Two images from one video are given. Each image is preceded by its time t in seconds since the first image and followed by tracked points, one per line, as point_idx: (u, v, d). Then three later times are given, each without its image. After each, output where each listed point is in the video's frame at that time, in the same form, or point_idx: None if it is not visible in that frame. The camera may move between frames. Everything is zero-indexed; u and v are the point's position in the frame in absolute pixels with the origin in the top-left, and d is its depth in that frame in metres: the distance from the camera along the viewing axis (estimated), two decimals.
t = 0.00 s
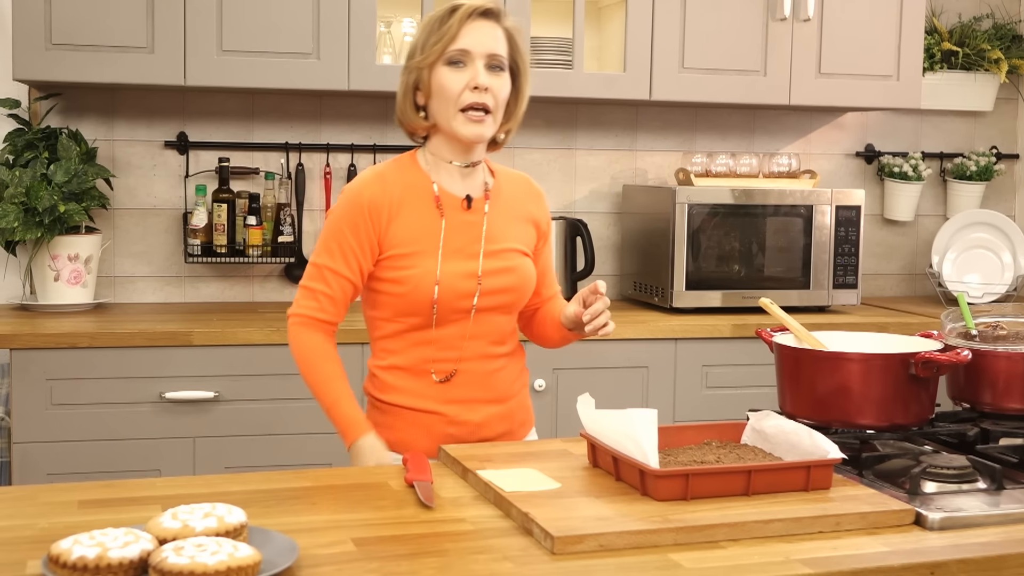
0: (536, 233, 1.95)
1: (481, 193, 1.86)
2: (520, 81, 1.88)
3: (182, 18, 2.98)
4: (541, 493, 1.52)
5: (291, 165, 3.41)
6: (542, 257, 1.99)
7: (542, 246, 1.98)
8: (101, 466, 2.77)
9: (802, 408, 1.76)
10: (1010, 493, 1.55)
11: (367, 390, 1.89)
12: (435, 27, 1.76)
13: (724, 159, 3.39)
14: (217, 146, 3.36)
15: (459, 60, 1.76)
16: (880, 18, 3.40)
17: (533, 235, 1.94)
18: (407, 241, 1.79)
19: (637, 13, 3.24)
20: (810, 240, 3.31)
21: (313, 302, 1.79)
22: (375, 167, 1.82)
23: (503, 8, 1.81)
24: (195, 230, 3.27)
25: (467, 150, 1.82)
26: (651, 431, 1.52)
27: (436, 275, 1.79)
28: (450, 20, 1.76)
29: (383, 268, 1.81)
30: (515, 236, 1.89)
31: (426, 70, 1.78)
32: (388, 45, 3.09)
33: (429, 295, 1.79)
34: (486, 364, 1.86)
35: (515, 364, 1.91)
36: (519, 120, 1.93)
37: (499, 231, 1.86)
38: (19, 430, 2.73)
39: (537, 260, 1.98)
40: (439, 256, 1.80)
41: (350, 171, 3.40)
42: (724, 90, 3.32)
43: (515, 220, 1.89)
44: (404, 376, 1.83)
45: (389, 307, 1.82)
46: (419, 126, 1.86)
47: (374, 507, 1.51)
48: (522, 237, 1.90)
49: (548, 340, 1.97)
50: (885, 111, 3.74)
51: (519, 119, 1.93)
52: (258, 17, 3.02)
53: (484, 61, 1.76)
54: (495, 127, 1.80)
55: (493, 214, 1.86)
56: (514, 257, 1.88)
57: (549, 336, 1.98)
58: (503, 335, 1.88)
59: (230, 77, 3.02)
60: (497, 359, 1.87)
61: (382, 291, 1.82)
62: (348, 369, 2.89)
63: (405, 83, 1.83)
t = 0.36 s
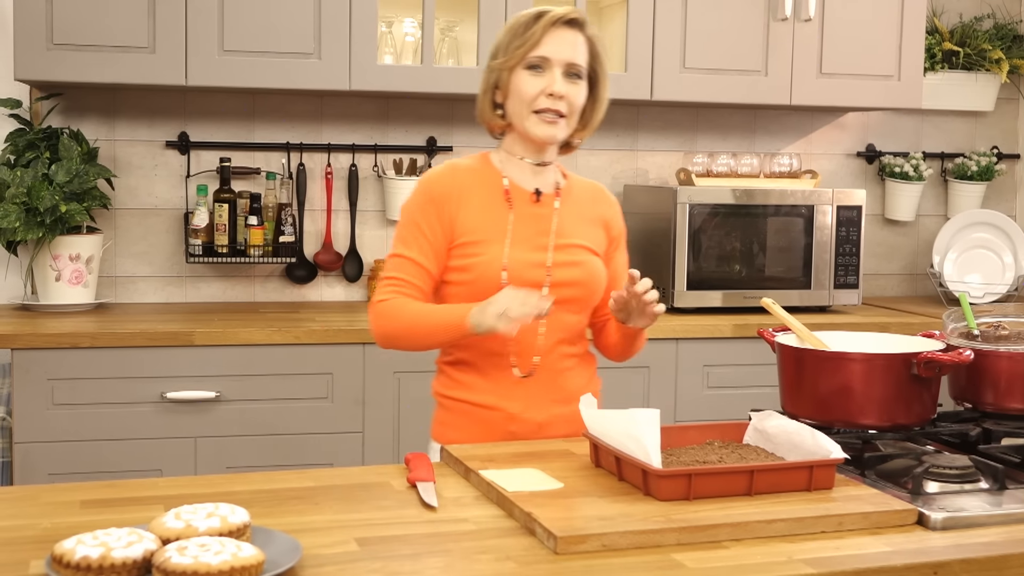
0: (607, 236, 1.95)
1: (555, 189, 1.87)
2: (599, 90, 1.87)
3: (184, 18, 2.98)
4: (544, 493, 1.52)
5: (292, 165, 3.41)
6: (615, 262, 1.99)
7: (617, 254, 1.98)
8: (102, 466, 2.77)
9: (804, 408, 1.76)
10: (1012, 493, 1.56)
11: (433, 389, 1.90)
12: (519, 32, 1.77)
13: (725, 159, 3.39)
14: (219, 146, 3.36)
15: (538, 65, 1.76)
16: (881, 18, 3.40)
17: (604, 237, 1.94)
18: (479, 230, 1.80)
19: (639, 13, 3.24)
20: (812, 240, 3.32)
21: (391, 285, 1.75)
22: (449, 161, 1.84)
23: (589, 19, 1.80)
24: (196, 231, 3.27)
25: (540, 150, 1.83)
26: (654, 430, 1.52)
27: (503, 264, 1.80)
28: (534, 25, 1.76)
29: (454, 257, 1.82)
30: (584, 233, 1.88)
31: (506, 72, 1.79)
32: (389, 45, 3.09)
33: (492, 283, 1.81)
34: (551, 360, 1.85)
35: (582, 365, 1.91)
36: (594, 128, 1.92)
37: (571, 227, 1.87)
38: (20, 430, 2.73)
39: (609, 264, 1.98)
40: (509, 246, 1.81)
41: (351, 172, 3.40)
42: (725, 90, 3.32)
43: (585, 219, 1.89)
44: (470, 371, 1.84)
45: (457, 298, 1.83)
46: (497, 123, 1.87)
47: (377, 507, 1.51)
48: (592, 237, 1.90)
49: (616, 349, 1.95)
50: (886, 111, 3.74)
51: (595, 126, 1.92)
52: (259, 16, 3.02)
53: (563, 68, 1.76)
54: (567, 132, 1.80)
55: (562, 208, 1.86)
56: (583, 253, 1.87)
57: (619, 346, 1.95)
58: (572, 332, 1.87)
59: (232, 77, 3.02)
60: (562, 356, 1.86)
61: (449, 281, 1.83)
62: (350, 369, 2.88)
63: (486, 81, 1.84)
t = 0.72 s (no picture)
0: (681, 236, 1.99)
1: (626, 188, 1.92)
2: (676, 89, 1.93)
3: (184, 18, 2.97)
4: (545, 493, 1.52)
5: (292, 165, 3.41)
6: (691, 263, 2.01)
7: (693, 249, 1.99)
8: (102, 466, 2.77)
9: (804, 408, 1.76)
10: (1012, 493, 1.56)
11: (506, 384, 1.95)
12: (597, 34, 1.81)
13: (725, 159, 3.39)
14: (218, 146, 3.35)
15: (616, 67, 1.81)
16: (881, 19, 3.40)
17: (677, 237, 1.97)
18: (553, 226, 1.86)
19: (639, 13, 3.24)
20: (811, 240, 3.32)
21: (470, 276, 1.82)
22: (526, 159, 1.91)
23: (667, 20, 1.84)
24: (196, 231, 3.26)
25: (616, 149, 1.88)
26: (655, 430, 1.52)
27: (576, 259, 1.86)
28: (613, 27, 1.80)
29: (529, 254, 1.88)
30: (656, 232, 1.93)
31: (583, 72, 1.84)
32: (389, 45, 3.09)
33: (564, 276, 1.86)
34: (623, 356, 1.88)
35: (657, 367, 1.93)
36: (674, 126, 1.99)
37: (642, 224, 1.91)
38: (20, 431, 2.72)
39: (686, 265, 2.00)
40: (582, 242, 1.87)
41: (351, 172, 3.40)
42: (725, 90, 3.33)
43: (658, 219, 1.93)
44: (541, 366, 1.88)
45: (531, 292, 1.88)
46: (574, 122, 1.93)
47: (378, 508, 1.51)
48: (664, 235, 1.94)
49: (683, 350, 1.91)
50: (885, 111, 3.75)
51: (673, 127, 1.98)
52: (259, 16, 3.02)
53: (639, 70, 1.80)
54: (642, 133, 1.84)
55: (634, 206, 1.92)
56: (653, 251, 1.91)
57: (685, 347, 1.89)
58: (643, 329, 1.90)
59: (231, 77, 3.02)
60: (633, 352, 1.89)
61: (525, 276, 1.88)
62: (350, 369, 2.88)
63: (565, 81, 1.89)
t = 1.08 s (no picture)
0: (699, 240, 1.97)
1: (647, 188, 1.92)
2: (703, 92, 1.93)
3: (178, 18, 2.97)
4: (539, 493, 1.52)
5: (286, 166, 3.41)
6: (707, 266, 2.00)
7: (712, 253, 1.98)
8: (96, 467, 2.76)
9: (799, 408, 1.77)
10: (1006, 493, 1.56)
11: (521, 384, 1.94)
12: (624, 35, 1.81)
13: (720, 159, 3.40)
14: (214, 147, 3.35)
15: (641, 69, 1.80)
16: (875, 20, 3.41)
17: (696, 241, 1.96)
18: (570, 226, 1.86)
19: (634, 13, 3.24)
20: (805, 240, 3.33)
21: (485, 275, 1.82)
22: (546, 158, 1.92)
23: (694, 24, 1.83)
24: (190, 231, 3.26)
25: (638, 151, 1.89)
26: (649, 430, 1.52)
27: (595, 258, 1.85)
28: (640, 29, 1.80)
29: (547, 251, 1.87)
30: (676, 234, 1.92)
31: (608, 73, 1.84)
32: (384, 46, 3.09)
33: (581, 275, 1.84)
34: (643, 360, 1.87)
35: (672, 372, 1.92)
36: (697, 130, 1.99)
37: (660, 226, 1.91)
38: (14, 432, 2.72)
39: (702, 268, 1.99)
40: (599, 240, 1.86)
41: (346, 172, 3.40)
42: (721, 90, 3.33)
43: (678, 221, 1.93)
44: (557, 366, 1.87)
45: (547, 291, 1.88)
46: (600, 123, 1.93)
47: (373, 509, 1.51)
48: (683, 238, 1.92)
49: (696, 352, 1.90)
50: (879, 111, 3.75)
51: (696, 131, 1.99)
52: (254, 17, 3.01)
53: (664, 73, 1.79)
54: (664, 136, 1.84)
55: (655, 208, 1.91)
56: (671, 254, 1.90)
57: (697, 349, 1.90)
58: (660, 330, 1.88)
59: (226, 78, 3.01)
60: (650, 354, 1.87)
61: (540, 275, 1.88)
62: (345, 370, 2.88)
63: (591, 81, 1.89)
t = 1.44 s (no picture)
0: (681, 237, 1.97)
1: (624, 187, 1.92)
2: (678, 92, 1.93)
3: (161, 18, 2.96)
4: (522, 493, 1.52)
5: (269, 166, 3.40)
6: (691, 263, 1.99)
7: (693, 251, 1.99)
8: (80, 469, 2.75)
9: (782, 408, 1.77)
10: (988, 492, 1.56)
11: (506, 388, 1.94)
12: (595, 38, 1.81)
13: (703, 159, 3.40)
14: (197, 147, 3.34)
15: (613, 72, 1.80)
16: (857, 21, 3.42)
17: (677, 239, 1.96)
18: (546, 227, 1.86)
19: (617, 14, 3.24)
20: (788, 240, 3.33)
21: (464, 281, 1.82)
22: (521, 162, 1.92)
23: (666, 25, 1.83)
24: (173, 232, 3.25)
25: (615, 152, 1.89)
26: (632, 430, 1.52)
27: (571, 259, 1.85)
28: (612, 31, 1.80)
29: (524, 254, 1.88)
30: (654, 231, 1.92)
31: (582, 76, 1.84)
32: (367, 46, 3.09)
33: (559, 276, 1.84)
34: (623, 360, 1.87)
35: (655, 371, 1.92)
36: (673, 126, 1.98)
37: (638, 225, 1.91)
38: None
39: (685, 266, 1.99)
40: (575, 241, 1.86)
41: (329, 172, 3.39)
42: (704, 91, 3.33)
43: (657, 218, 1.93)
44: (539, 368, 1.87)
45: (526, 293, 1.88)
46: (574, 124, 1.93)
47: (356, 509, 1.50)
48: (662, 236, 1.93)
49: (679, 352, 1.90)
50: (862, 111, 3.76)
51: (672, 128, 1.98)
52: (237, 17, 3.01)
53: (637, 76, 1.79)
54: (639, 137, 1.84)
55: (632, 206, 1.91)
56: (650, 251, 1.90)
57: (679, 350, 1.89)
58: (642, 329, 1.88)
59: (209, 78, 3.01)
60: (632, 353, 1.87)
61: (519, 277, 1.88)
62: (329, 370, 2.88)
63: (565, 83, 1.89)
